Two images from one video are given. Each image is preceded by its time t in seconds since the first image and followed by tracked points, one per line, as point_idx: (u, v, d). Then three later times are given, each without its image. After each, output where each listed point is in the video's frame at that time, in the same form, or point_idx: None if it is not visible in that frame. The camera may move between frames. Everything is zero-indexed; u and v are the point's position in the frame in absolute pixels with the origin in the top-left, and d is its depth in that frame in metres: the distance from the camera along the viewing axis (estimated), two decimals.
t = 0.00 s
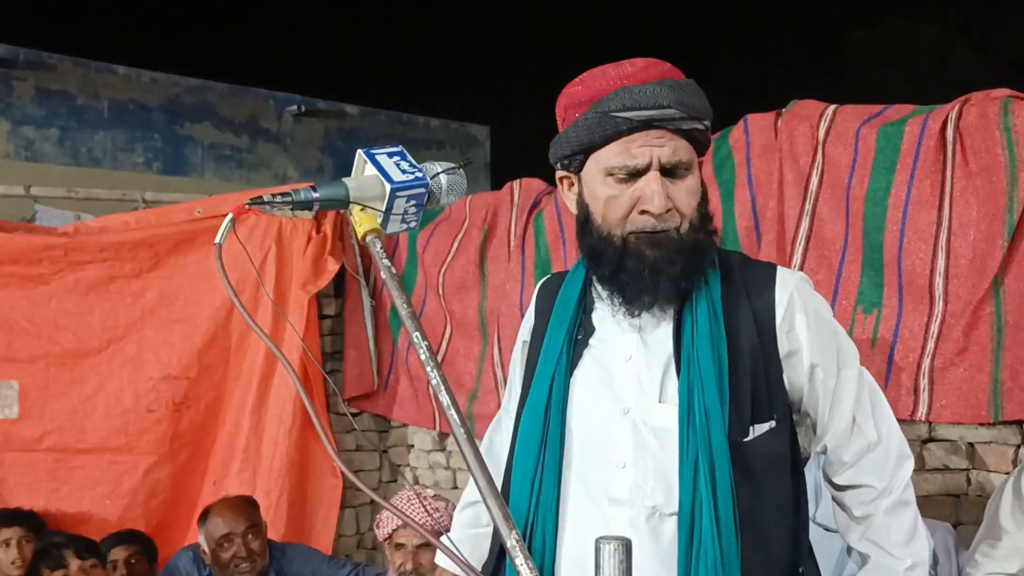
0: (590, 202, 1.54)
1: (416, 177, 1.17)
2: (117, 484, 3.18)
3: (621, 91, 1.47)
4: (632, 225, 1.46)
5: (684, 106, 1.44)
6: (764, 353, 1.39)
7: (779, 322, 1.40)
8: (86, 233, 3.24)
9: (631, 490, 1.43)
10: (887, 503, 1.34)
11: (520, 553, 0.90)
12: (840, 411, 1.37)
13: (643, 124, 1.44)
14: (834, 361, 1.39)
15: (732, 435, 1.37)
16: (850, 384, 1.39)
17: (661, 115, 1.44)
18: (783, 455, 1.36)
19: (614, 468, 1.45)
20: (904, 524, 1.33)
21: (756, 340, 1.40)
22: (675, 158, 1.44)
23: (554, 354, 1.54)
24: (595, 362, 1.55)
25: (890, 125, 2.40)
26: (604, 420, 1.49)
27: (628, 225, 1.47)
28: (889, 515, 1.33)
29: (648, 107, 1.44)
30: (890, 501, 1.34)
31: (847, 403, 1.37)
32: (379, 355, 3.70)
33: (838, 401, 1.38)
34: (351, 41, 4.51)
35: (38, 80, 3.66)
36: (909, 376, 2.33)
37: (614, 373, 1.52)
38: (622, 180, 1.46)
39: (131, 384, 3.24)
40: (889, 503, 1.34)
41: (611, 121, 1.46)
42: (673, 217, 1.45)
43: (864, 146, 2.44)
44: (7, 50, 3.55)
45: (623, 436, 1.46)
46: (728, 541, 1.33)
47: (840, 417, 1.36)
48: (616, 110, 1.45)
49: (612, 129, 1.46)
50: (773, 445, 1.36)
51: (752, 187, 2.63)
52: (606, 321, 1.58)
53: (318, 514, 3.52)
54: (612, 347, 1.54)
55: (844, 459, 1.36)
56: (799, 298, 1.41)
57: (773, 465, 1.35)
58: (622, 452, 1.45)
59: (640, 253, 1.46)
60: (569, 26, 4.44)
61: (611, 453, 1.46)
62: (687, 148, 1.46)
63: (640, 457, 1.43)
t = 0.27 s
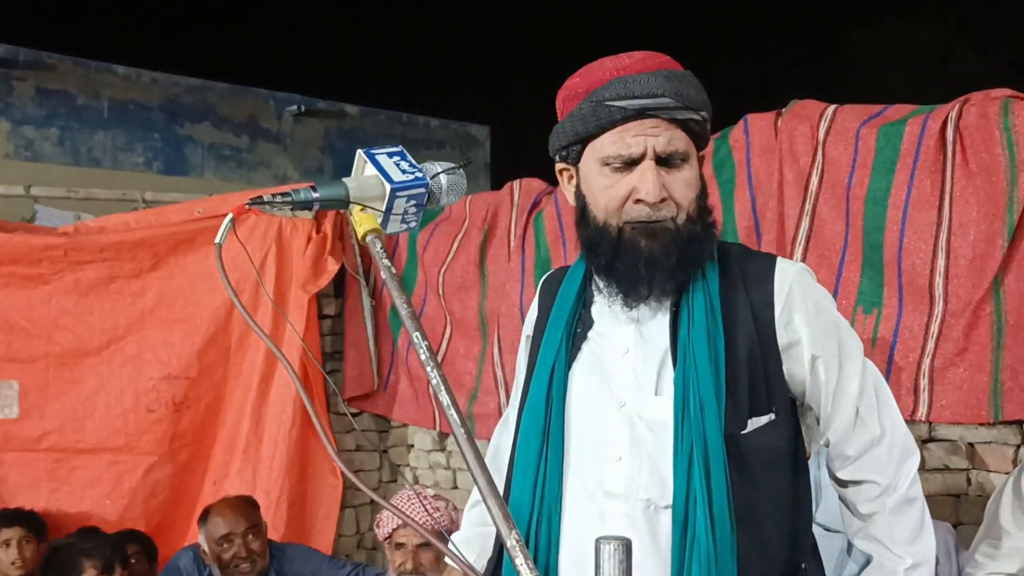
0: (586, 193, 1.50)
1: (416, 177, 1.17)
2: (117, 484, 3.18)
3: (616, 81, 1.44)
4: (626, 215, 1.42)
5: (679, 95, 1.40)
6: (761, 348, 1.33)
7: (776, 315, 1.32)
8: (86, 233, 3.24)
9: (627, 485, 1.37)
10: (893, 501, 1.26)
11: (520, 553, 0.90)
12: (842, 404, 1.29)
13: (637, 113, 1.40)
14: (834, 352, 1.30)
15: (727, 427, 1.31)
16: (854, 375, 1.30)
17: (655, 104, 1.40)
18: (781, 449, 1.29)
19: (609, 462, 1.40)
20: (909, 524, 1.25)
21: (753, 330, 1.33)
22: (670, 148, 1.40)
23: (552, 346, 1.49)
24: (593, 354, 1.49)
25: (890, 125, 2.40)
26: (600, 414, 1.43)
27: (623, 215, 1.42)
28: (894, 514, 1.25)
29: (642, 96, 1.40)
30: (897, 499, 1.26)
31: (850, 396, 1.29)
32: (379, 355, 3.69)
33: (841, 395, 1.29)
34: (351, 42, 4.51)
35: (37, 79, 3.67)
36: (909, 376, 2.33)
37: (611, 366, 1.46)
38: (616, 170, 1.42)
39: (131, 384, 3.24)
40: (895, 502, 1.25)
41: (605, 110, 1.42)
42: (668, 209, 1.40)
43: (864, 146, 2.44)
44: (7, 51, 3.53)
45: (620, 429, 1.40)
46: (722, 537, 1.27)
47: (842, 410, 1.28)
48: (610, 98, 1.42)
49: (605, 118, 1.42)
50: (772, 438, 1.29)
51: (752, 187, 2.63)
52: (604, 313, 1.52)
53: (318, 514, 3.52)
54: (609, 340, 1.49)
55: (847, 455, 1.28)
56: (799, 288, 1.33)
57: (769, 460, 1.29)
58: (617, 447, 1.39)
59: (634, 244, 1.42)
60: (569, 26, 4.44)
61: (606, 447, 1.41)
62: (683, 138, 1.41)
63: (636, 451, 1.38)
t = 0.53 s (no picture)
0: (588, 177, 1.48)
1: (416, 177, 1.17)
2: (117, 484, 3.18)
3: (617, 65, 1.45)
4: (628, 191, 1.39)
5: (679, 75, 1.40)
6: (763, 339, 1.31)
7: (779, 306, 1.30)
8: (86, 233, 3.25)
9: (626, 475, 1.35)
10: (900, 501, 1.22)
11: (521, 553, 0.90)
12: (847, 400, 1.26)
13: (638, 91, 1.39)
14: (838, 344, 1.27)
15: (727, 418, 1.30)
16: (860, 371, 1.27)
17: (656, 83, 1.40)
18: (782, 442, 1.26)
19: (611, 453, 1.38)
20: (918, 525, 1.22)
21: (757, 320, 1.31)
22: (672, 125, 1.39)
23: (556, 337, 1.48)
24: (595, 344, 1.47)
25: (890, 126, 2.40)
26: (602, 405, 1.41)
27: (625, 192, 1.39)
28: (901, 515, 1.22)
29: (643, 75, 1.40)
30: (904, 499, 1.22)
31: (855, 392, 1.26)
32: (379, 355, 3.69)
33: (847, 390, 1.26)
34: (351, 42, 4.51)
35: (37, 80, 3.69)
36: (909, 376, 2.33)
37: (613, 357, 1.44)
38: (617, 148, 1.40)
39: (131, 384, 3.24)
40: (902, 502, 1.22)
41: (607, 90, 1.42)
42: (672, 187, 1.38)
43: (864, 146, 2.44)
44: (6, 49, 3.60)
45: (621, 420, 1.38)
46: (721, 526, 1.26)
47: (848, 407, 1.25)
48: (611, 78, 1.42)
49: (606, 97, 1.42)
50: (773, 430, 1.27)
51: (751, 187, 2.64)
52: (609, 304, 1.51)
53: (317, 514, 3.52)
54: (611, 330, 1.47)
55: (852, 453, 1.25)
56: (802, 279, 1.30)
57: (769, 453, 1.26)
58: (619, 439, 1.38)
59: (633, 223, 1.38)
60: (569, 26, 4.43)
61: (608, 438, 1.39)
62: (685, 118, 1.40)
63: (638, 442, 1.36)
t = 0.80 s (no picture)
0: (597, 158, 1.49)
1: (416, 177, 1.17)
2: (117, 484, 3.18)
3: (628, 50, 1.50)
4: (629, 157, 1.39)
5: (686, 54, 1.44)
6: (774, 334, 1.30)
7: (789, 300, 1.29)
8: (86, 233, 3.25)
9: (636, 469, 1.35)
10: (909, 507, 1.21)
11: (521, 553, 0.90)
12: (856, 400, 1.25)
13: (643, 66, 1.44)
14: (847, 341, 1.27)
15: (738, 411, 1.29)
16: (869, 370, 1.27)
17: (661, 60, 1.43)
18: (791, 438, 1.25)
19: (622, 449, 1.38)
20: (928, 534, 1.20)
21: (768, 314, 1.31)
22: (676, 98, 1.40)
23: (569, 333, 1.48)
24: (606, 339, 1.46)
25: (890, 126, 2.40)
26: (613, 401, 1.41)
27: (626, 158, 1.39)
28: (909, 520, 1.20)
29: (649, 53, 1.45)
30: (913, 505, 1.21)
31: (864, 392, 1.25)
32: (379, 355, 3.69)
33: (856, 390, 1.26)
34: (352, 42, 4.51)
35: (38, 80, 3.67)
36: (909, 376, 2.33)
37: (623, 353, 1.43)
38: (621, 121, 1.43)
39: (131, 384, 3.24)
40: (911, 508, 1.20)
41: (615, 68, 1.47)
42: (673, 154, 1.38)
43: (864, 146, 2.44)
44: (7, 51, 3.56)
45: (631, 415, 1.38)
46: (731, 519, 1.25)
47: (857, 408, 1.25)
48: (618, 57, 1.47)
49: (614, 75, 1.46)
50: (783, 425, 1.25)
51: (752, 187, 2.63)
52: (620, 300, 1.49)
53: (317, 513, 3.52)
54: (621, 323, 1.46)
55: (860, 456, 1.24)
56: (812, 275, 1.30)
57: (778, 448, 1.25)
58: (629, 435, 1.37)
59: (630, 184, 1.37)
60: (568, 26, 4.44)
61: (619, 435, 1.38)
62: (690, 94, 1.42)
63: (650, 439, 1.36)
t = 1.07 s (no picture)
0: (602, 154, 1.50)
1: (416, 177, 1.17)
2: (117, 484, 3.18)
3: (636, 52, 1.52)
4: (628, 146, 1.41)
5: (691, 53, 1.46)
6: (783, 331, 1.30)
7: (796, 296, 1.30)
8: (86, 233, 3.25)
9: (647, 470, 1.35)
10: (919, 503, 1.23)
11: (521, 554, 0.90)
12: (865, 397, 1.27)
13: (649, 64, 1.46)
14: (853, 338, 1.28)
15: (748, 408, 1.28)
16: (877, 367, 1.28)
17: (666, 58, 1.46)
18: (802, 434, 1.25)
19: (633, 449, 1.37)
20: (940, 530, 1.22)
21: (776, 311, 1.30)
22: (678, 92, 1.42)
23: (575, 332, 1.47)
24: (612, 340, 1.45)
25: (890, 126, 2.40)
26: (623, 400, 1.41)
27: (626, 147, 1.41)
28: (920, 516, 1.22)
29: (655, 51, 1.47)
30: (923, 501, 1.23)
31: (873, 390, 1.27)
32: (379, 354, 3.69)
33: (865, 387, 1.27)
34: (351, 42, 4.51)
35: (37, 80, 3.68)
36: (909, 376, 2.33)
37: (630, 351, 1.42)
38: (624, 114, 1.45)
39: (131, 384, 3.24)
40: (921, 504, 1.22)
41: (621, 66, 1.49)
42: (672, 143, 1.40)
43: (864, 146, 2.44)
44: (6, 50, 3.56)
45: (640, 416, 1.38)
46: (745, 517, 1.25)
47: (866, 405, 1.26)
48: (625, 57, 1.50)
49: (620, 73, 1.49)
50: (794, 422, 1.26)
51: (752, 187, 2.63)
52: (626, 300, 1.48)
53: (316, 513, 3.52)
54: (628, 324, 1.45)
55: (871, 453, 1.26)
56: (818, 270, 1.30)
57: (790, 444, 1.25)
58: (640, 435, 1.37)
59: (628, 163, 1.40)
60: (568, 26, 4.43)
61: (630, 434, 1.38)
62: (693, 89, 1.43)
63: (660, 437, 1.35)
